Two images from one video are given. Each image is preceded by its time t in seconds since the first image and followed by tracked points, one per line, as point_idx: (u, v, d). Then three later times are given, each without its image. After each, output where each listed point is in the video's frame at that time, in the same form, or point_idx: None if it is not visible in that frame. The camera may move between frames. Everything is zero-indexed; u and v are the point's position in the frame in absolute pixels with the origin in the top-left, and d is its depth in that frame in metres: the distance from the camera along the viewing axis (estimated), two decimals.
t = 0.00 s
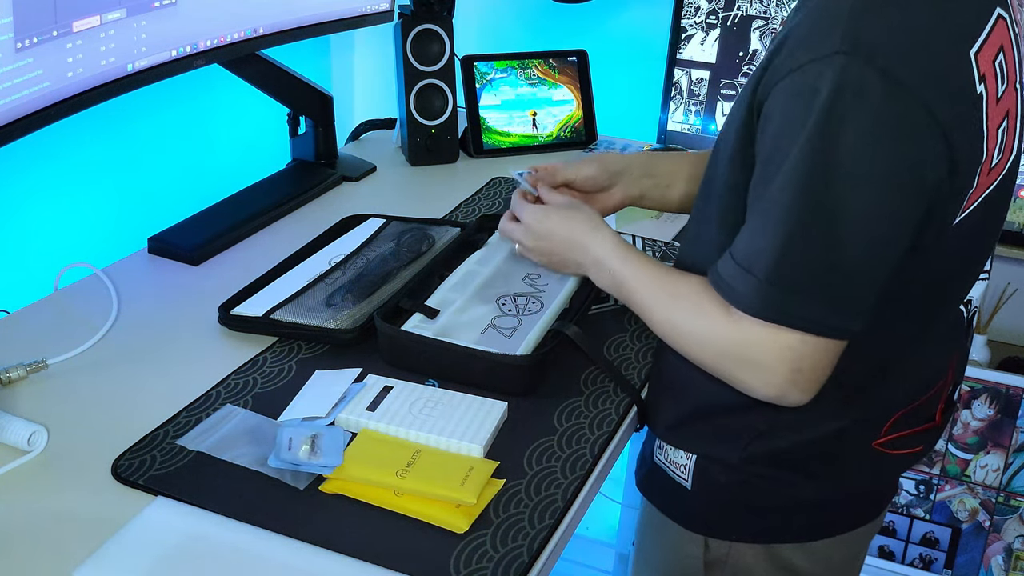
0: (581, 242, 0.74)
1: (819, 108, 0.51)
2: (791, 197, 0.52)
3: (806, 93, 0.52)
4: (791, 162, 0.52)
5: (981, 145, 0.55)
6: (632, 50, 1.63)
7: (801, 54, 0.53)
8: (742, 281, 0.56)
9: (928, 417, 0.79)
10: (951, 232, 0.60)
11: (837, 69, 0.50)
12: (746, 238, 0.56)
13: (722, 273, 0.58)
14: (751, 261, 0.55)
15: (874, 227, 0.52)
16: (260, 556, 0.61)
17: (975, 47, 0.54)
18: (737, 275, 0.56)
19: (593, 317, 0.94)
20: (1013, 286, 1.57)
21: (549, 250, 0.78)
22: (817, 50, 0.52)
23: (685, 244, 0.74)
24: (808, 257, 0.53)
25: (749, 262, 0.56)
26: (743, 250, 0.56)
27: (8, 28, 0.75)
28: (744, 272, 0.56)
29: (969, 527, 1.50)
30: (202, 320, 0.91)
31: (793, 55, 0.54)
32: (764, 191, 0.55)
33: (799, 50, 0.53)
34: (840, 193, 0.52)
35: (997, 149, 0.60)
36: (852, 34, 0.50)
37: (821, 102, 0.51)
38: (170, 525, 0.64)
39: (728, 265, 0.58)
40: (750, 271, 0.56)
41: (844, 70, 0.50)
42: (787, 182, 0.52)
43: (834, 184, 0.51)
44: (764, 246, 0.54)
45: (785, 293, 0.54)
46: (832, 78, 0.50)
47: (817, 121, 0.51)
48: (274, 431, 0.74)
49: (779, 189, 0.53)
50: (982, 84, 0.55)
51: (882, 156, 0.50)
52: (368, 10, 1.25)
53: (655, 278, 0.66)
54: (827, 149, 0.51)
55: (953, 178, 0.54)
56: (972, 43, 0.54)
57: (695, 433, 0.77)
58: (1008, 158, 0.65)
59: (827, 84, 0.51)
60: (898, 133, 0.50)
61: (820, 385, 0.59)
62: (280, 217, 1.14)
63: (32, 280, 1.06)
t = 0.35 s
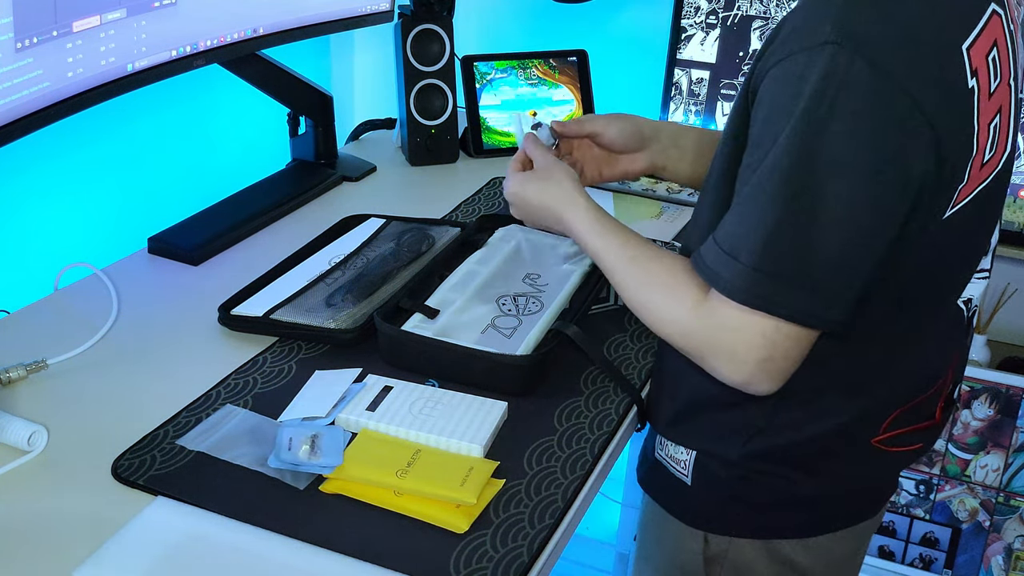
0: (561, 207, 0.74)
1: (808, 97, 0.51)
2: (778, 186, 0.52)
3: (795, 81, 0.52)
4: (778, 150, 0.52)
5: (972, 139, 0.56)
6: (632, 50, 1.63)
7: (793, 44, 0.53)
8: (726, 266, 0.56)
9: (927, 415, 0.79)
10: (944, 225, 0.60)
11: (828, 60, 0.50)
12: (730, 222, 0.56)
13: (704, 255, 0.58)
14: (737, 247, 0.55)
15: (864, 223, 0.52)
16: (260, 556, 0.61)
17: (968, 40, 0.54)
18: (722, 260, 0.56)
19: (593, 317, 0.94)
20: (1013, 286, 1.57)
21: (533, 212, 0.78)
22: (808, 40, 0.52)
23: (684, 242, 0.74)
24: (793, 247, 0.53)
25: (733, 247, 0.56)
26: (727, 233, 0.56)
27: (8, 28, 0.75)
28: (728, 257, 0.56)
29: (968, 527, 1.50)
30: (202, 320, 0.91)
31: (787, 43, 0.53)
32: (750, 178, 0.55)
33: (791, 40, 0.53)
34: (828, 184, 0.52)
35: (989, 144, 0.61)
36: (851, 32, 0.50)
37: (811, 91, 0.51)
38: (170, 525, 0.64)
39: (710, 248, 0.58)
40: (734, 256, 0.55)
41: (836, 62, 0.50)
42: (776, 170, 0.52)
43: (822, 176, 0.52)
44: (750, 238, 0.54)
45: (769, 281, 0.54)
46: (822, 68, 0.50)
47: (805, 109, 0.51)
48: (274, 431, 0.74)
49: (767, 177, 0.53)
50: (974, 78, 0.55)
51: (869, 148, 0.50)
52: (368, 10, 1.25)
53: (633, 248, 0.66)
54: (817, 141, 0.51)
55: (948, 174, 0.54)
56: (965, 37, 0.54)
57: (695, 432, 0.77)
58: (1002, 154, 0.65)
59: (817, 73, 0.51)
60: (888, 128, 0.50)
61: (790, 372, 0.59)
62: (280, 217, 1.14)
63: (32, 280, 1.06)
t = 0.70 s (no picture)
0: (573, 197, 0.74)
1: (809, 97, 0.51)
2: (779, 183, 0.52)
3: (797, 80, 0.52)
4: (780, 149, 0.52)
5: (973, 139, 0.56)
6: (631, 49, 1.63)
7: (793, 45, 0.53)
8: (728, 267, 0.56)
9: (926, 414, 0.79)
10: (945, 226, 0.60)
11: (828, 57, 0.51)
12: (734, 221, 0.56)
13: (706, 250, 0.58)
14: (739, 248, 0.55)
15: (864, 220, 0.52)
16: (259, 556, 0.61)
17: (969, 40, 0.54)
18: (723, 260, 0.56)
19: (594, 317, 0.94)
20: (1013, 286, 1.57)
21: (549, 203, 0.79)
22: (808, 42, 0.52)
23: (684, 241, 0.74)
24: (793, 246, 0.53)
25: (735, 248, 0.55)
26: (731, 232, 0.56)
27: (8, 28, 0.75)
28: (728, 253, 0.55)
29: (968, 527, 1.50)
30: (202, 320, 0.91)
31: (788, 43, 0.54)
32: (753, 179, 0.55)
33: (792, 40, 0.53)
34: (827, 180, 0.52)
35: (990, 144, 0.60)
36: (851, 32, 0.51)
37: (812, 90, 0.51)
38: (169, 525, 0.64)
39: (711, 245, 0.58)
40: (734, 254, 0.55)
41: (836, 62, 0.50)
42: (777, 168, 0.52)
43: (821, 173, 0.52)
44: (753, 237, 0.54)
45: (768, 282, 0.54)
46: (822, 68, 0.51)
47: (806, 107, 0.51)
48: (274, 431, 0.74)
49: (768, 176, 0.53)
50: (975, 77, 0.55)
51: (870, 147, 0.50)
52: (368, 10, 1.25)
53: (644, 244, 0.65)
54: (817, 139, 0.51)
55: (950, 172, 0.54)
56: (966, 37, 0.54)
57: (694, 432, 0.77)
58: (1003, 153, 0.65)
59: (817, 73, 0.51)
60: (888, 127, 0.50)
61: (790, 373, 0.59)
62: (280, 217, 1.14)
63: (32, 280, 1.06)
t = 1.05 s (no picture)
0: (563, 204, 0.74)
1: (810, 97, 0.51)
2: (780, 181, 0.52)
3: (800, 82, 0.52)
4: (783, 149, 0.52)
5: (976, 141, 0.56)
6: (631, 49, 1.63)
7: (796, 48, 0.53)
8: (730, 271, 0.55)
9: (926, 415, 0.79)
10: (947, 227, 0.60)
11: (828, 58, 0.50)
12: (734, 226, 0.56)
13: (706, 258, 0.58)
14: (741, 252, 0.55)
15: (864, 221, 0.52)
16: (260, 557, 0.61)
17: (971, 43, 0.54)
18: (725, 265, 0.56)
19: (593, 317, 0.94)
20: (1013, 286, 1.58)
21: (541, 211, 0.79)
22: (809, 45, 0.52)
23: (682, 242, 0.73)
24: (794, 249, 0.53)
25: (739, 251, 0.55)
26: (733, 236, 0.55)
27: (8, 28, 0.75)
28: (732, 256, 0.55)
29: (968, 527, 1.50)
30: (202, 320, 0.91)
31: (791, 45, 0.54)
32: (755, 183, 0.55)
33: (795, 42, 0.53)
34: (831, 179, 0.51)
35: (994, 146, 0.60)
36: (853, 33, 0.51)
37: (812, 91, 0.51)
38: (169, 524, 0.64)
39: (713, 251, 0.57)
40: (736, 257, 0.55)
41: (841, 64, 0.50)
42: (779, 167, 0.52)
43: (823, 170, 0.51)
44: (754, 238, 0.54)
45: (769, 285, 0.54)
46: (823, 69, 0.51)
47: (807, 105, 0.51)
48: (274, 431, 0.74)
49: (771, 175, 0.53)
50: (979, 79, 0.55)
51: (872, 149, 0.50)
52: (368, 10, 1.25)
53: (634, 247, 0.66)
54: (819, 137, 0.51)
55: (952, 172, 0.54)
56: (969, 38, 0.54)
57: (694, 433, 0.77)
58: (1006, 154, 0.65)
59: (819, 74, 0.51)
60: (892, 128, 0.50)
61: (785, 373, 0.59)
62: (280, 217, 1.14)
63: (32, 280, 1.06)
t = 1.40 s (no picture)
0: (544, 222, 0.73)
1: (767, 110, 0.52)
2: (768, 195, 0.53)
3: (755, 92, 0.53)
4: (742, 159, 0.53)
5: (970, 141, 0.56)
6: (630, 49, 1.66)
7: (752, 55, 0.54)
8: (700, 282, 0.56)
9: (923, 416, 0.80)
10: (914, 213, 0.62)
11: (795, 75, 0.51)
12: (692, 235, 0.56)
13: (646, 257, 0.57)
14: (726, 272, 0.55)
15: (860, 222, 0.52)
16: (260, 557, 0.61)
17: (928, 37, 0.56)
18: (696, 276, 0.56)
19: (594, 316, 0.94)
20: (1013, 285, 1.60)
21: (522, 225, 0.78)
22: (773, 57, 0.53)
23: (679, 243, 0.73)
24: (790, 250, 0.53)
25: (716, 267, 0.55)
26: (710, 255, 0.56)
27: (9, 28, 0.75)
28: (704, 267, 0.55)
29: (969, 527, 1.50)
30: (201, 320, 0.91)
31: (748, 55, 0.54)
32: (708, 191, 0.55)
33: (754, 53, 0.54)
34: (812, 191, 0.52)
35: (956, 130, 0.62)
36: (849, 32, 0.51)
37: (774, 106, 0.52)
38: (169, 524, 0.64)
39: (653, 249, 0.57)
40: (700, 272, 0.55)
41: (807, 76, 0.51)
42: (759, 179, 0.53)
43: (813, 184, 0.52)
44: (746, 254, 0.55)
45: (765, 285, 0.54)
46: (791, 82, 0.51)
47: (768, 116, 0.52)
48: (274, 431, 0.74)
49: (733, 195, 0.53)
50: (938, 72, 0.57)
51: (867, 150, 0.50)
52: (368, 10, 1.24)
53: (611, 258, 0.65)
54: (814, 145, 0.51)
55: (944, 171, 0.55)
56: (925, 33, 0.56)
57: (692, 433, 0.77)
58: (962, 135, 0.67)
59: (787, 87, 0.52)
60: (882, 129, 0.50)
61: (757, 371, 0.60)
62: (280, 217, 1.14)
63: (32, 280, 1.06)
